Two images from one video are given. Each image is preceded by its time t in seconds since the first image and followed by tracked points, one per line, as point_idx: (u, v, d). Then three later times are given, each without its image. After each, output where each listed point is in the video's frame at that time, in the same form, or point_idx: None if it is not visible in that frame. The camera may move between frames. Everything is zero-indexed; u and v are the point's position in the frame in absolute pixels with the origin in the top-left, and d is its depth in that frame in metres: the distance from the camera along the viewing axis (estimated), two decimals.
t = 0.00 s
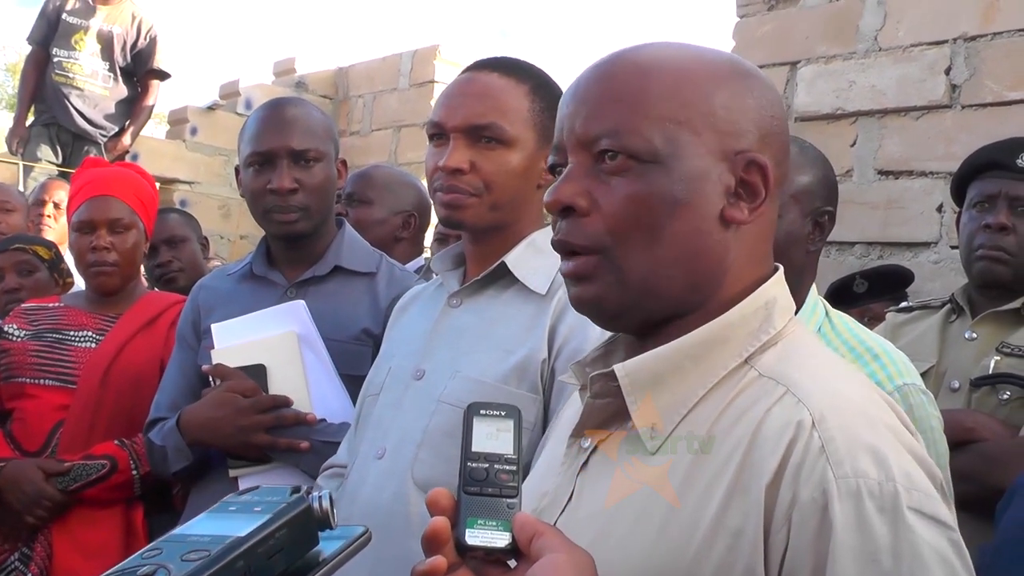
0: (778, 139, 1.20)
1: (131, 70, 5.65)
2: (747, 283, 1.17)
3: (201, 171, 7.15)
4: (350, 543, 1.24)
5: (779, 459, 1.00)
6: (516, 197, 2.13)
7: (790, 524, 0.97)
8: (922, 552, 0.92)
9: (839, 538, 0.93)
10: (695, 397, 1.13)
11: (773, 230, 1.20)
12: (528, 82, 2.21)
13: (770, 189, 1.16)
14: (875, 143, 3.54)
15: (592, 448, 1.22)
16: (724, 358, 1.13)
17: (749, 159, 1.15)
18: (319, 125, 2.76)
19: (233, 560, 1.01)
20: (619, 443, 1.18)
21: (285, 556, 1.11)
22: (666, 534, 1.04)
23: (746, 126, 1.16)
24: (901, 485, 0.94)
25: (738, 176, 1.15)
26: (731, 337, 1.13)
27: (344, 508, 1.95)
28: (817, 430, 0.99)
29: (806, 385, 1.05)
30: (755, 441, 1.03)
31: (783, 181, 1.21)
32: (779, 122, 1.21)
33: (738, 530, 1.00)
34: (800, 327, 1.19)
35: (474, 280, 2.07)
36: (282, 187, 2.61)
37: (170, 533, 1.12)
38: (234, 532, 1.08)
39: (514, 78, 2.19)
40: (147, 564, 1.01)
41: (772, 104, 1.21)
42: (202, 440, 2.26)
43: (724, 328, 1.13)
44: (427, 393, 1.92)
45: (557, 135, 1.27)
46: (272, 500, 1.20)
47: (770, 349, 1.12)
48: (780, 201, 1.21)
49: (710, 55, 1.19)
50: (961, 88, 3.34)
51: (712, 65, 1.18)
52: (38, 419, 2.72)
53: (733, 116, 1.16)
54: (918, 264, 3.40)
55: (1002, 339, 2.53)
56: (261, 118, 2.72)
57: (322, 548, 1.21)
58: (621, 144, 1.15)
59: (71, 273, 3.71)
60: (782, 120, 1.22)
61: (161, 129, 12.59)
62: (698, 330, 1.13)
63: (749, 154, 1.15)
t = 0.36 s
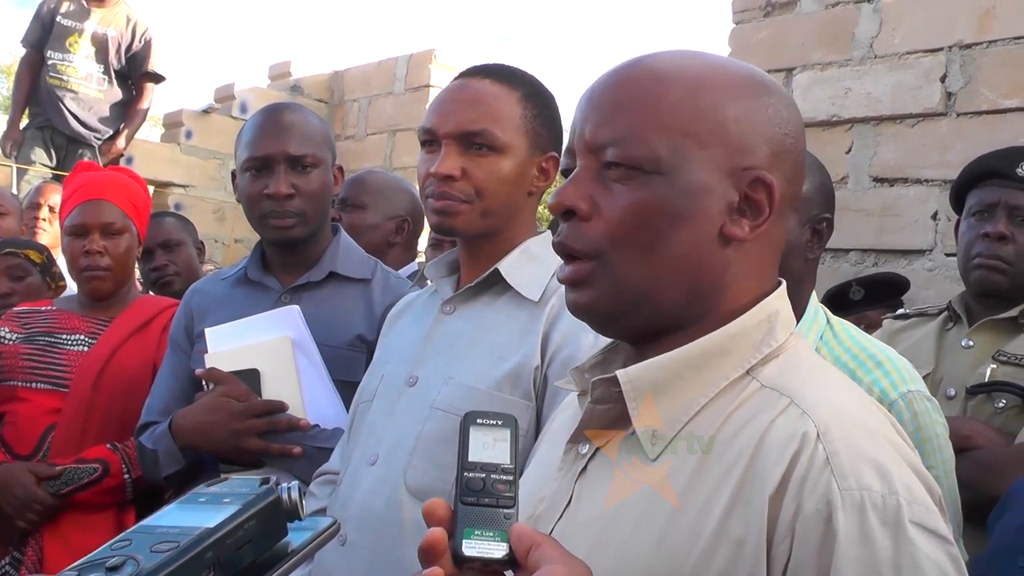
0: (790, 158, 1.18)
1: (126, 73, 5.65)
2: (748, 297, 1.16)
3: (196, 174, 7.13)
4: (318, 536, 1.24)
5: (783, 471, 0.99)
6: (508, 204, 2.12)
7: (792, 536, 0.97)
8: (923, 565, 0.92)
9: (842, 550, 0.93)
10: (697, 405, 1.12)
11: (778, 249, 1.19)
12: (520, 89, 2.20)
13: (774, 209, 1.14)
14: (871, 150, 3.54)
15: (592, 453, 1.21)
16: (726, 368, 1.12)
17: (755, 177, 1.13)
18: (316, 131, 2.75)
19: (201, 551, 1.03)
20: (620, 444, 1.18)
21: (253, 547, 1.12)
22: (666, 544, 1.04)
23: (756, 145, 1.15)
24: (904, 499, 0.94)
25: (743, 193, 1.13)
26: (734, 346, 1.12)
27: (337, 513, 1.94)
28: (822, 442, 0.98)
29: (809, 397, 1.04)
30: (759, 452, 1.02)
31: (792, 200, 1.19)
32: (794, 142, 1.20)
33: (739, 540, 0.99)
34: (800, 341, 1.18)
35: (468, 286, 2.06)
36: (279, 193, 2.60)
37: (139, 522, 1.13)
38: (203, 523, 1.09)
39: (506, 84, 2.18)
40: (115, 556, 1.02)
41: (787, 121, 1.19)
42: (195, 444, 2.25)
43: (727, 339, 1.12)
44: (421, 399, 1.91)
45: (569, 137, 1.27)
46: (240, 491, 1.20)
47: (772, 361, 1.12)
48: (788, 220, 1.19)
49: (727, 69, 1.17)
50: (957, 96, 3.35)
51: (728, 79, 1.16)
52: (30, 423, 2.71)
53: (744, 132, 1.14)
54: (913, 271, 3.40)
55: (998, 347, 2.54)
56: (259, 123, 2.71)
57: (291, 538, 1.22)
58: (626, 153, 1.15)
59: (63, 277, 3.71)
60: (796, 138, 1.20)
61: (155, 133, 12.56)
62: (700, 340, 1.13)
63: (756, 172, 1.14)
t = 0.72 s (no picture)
0: (754, 191, 1.10)
1: (115, 75, 5.63)
2: (733, 310, 1.13)
3: (186, 176, 7.11)
4: (299, 529, 1.36)
5: (764, 482, 0.99)
6: (495, 207, 2.12)
7: (772, 546, 0.97)
8: None
9: (821, 564, 0.93)
10: (687, 411, 1.12)
11: (747, 278, 1.13)
12: (507, 92, 2.20)
13: (714, 251, 1.09)
14: (861, 152, 3.55)
15: (583, 454, 1.21)
16: (719, 374, 1.12)
17: (689, 221, 1.09)
18: (306, 134, 2.74)
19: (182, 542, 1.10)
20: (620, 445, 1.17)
21: (233, 539, 1.21)
22: (648, 548, 1.04)
23: (699, 186, 1.08)
24: (887, 515, 0.94)
25: (680, 235, 1.10)
26: (727, 352, 1.11)
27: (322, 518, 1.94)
28: (805, 455, 0.98)
29: (796, 407, 1.04)
30: (742, 461, 1.02)
31: (760, 231, 1.12)
32: (761, 168, 1.10)
33: (720, 548, 1.00)
34: (797, 347, 1.17)
35: (455, 289, 2.05)
36: (269, 195, 2.59)
37: (119, 517, 1.20)
38: (183, 516, 1.17)
39: (493, 87, 2.18)
40: (100, 547, 1.09)
41: (754, 151, 1.09)
42: (185, 446, 2.24)
43: (721, 345, 1.11)
44: (408, 401, 1.90)
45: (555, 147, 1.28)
46: (221, 484, 1.30)
47: (765, 369, 1.12)
48: (757, 252, 1.13)
49: (683, 97, 1.09)
50: (946, 98, 3.36)
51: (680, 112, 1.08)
52: (18, 428, 2.70)
53: (680, 173, 1.08)
54: (903, 273, 3.41)
55: (987, 350, 2.55)
56: (248, 125, 2.70)
57: (271, 531, 1.33)
58: (567, 191, 1.15)
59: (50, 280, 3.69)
60: (766, 166, 1.10)
61: (145, 134, 12.51)
62: (693, 345, 1.11)
63: (692, 215, 1.09)
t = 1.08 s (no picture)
0: (738, 179, 1.09)
1: (105, 77, 5.61)
2: (730, 309, 1.13)
3: (176, 178, 7.09)
4: (298, 535, 1.27)
5: (751, 490, 0.99)
6: (481, 208, 2.11)
7: (758, 554, 0.97)
8: None
9: (808, 573, 0.92)
10: (679, 416, 1.11)
11: (736, 269, 1.12)
12: (492, 92, 2.20)
13: (697, 238, 1.09)
14: (851, 150, 3.55)
15: (579, 457, 1.21)
16: (713, 379, 1.11)
17: (671, 207, 1.09)
18: (293, 135, 2.74)
19: (183, 551, 1.06)
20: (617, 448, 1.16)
21: (234, 546, 1.16)
22: (639, 553, 1.04)
23: (681, 173, 1.09)
24: (875, 524, 0.93)
25: (662, 222, 1.10)
26: (720, 357, 1.11)
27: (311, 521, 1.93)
28: (794, 462, 0.97)
29: (787, 413, 1.03)
30: (731, 469, 1.02)
31: (748, 221, 1.11)
32: (744, 156, 1.10)
33: (708, 556, 1.00)
34: (793, 349, 1.16)
35: (442, 290, 2.05)
36: (257, 196, 2.58)
37: (120, 523, 1.16)
38: (184, 524, 1.12)
39: (477, 88, 2.18)
40: (97, 556, 1.05)
41: (738, 140, 1.09)
42: (177, 449, 2.23)
43: (715, 348, 1.10)
44: (397, 403, 1.90)
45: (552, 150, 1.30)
46: (223, 491, 1.24)
47: (759, 373, 1.11)
48: (745, 242, 1.12)
49: (664, 88, 1.10)
50: (935, 97, 3.36)
51: (661, 102, 1.10)
52: (9, 432, 2.67)
53: (659, 160, 1.09)
54: (893, 271, 3.41)
55: (975, 348, 2.55)
56: (235, 127, 2.69)
57: (274, 537, 1.26)
58: (555, 184, 1.17)
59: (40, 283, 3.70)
60: (751, 155, 1.10)
61: (135, 135, 12.47)
62: (689, 349, 1.11)
63: (674, 201, 1.09)
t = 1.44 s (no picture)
0: (735, 169, 1.10)
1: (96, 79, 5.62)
2: (733, 310, 1.13)
3: (168, 179, 7.07)
4: (291, 494, 1.27)
5: (765, 485, 0.98)
6: (470, 209, 2.11)
7: (773, 549, 0.96)
8: None
9: (823, 567, 0.92)
10: (688, 413, 1.11)
11: (735, 261, 1.12)
12: (479, 91, 2.19)
13: (695, 226, 1.09)
14: (843, 148, 3.55)
15: (586, 456, 1.20)
16: (720, 376, 1.11)
17: (670, 195, 1.10)
18: (282, 136, 2.74)
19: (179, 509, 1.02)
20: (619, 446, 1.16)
21: (230, 506, 1.12)
22: (648, 554, 1.03)
23: (680, 162, 1.10)
24: (888, 517, 0.94)
25: (662, 210, 1.11)
26: (727, 354, 1.11)
27: (309, 522, 1.92)
28: (807, 457, 0.97)
29: (798, 409, 1.03)
30: (743, 464, 1.01)
31: (747, 211, 1.12)
32: (742, 146, 1.10)
33: (721, 552, 0.99)
34: (797, 348, 1.17)
35: (433, 290, 2.05)
36: (248, 199, 2.58)
37: (112, 484, 1.11)
38: (179, 483, 1.08)
39: (464, 88, 2.18)
40: (89, 517, 1.00)
41: (737, 130, 1.10)
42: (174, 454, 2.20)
43: (721, 346, 1.11)
44: (389, 404, 1.90)
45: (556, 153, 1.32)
46: (215, 450, 1.18)
47: (765, 371, 1.11)
48: (745, 233, 1.12)
49: (665, 81, 1.12)
50: (927, 94, 3.37)
51: (661, 94, 1.11)
52: (4, 436, 2.67)
53: (657, 148, 1.10)
54: (885, 268, 3.41)
55: (967, 345, 2.56)
56: (224, 129, 2.68)
57: (268, 496, 1.24)
58: (559, 178, 1.19)
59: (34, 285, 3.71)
60: (750, 146, 1.11)
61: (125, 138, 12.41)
62: (693, 348, 1.11)
63: (673, 189, 1.10)
